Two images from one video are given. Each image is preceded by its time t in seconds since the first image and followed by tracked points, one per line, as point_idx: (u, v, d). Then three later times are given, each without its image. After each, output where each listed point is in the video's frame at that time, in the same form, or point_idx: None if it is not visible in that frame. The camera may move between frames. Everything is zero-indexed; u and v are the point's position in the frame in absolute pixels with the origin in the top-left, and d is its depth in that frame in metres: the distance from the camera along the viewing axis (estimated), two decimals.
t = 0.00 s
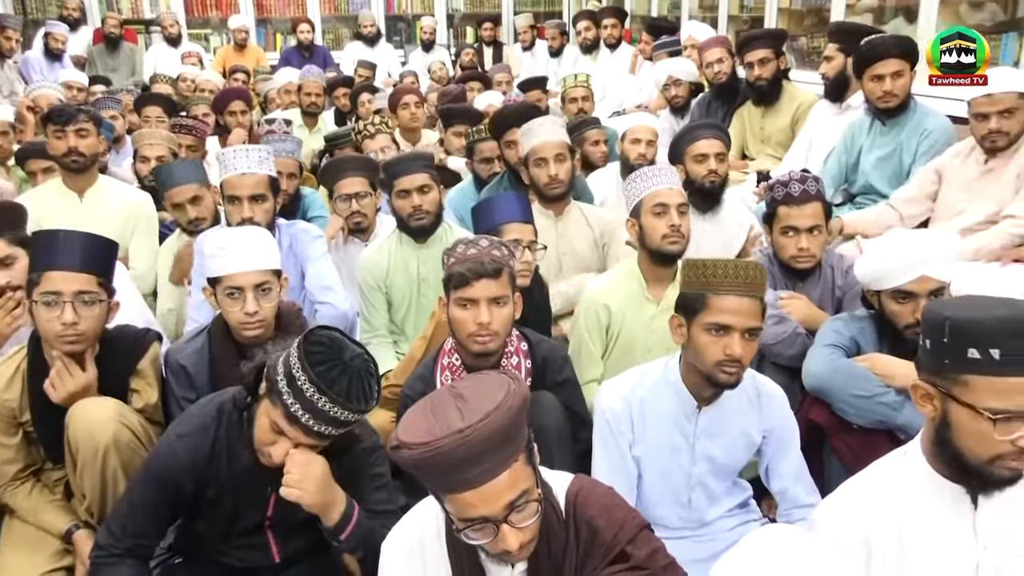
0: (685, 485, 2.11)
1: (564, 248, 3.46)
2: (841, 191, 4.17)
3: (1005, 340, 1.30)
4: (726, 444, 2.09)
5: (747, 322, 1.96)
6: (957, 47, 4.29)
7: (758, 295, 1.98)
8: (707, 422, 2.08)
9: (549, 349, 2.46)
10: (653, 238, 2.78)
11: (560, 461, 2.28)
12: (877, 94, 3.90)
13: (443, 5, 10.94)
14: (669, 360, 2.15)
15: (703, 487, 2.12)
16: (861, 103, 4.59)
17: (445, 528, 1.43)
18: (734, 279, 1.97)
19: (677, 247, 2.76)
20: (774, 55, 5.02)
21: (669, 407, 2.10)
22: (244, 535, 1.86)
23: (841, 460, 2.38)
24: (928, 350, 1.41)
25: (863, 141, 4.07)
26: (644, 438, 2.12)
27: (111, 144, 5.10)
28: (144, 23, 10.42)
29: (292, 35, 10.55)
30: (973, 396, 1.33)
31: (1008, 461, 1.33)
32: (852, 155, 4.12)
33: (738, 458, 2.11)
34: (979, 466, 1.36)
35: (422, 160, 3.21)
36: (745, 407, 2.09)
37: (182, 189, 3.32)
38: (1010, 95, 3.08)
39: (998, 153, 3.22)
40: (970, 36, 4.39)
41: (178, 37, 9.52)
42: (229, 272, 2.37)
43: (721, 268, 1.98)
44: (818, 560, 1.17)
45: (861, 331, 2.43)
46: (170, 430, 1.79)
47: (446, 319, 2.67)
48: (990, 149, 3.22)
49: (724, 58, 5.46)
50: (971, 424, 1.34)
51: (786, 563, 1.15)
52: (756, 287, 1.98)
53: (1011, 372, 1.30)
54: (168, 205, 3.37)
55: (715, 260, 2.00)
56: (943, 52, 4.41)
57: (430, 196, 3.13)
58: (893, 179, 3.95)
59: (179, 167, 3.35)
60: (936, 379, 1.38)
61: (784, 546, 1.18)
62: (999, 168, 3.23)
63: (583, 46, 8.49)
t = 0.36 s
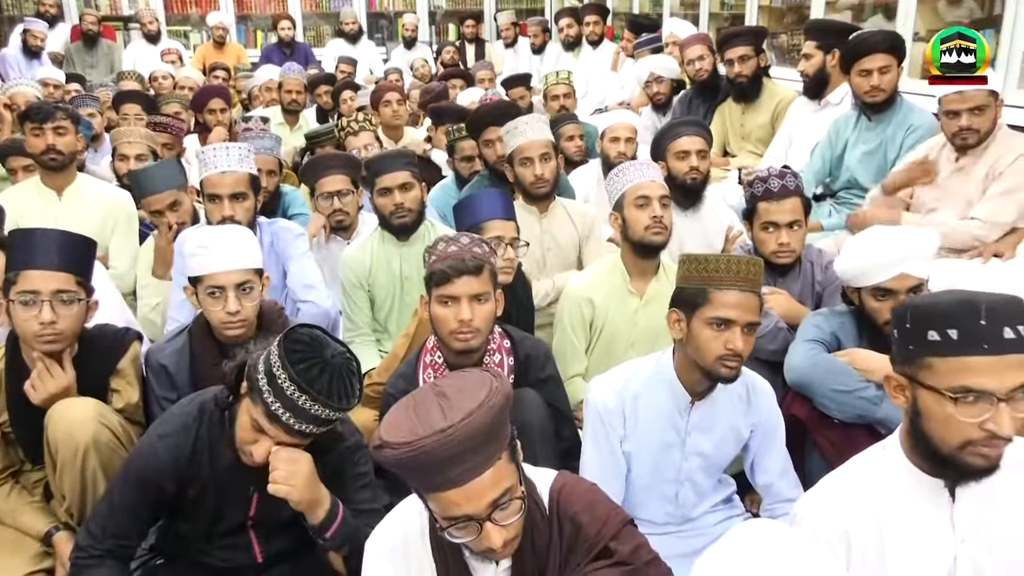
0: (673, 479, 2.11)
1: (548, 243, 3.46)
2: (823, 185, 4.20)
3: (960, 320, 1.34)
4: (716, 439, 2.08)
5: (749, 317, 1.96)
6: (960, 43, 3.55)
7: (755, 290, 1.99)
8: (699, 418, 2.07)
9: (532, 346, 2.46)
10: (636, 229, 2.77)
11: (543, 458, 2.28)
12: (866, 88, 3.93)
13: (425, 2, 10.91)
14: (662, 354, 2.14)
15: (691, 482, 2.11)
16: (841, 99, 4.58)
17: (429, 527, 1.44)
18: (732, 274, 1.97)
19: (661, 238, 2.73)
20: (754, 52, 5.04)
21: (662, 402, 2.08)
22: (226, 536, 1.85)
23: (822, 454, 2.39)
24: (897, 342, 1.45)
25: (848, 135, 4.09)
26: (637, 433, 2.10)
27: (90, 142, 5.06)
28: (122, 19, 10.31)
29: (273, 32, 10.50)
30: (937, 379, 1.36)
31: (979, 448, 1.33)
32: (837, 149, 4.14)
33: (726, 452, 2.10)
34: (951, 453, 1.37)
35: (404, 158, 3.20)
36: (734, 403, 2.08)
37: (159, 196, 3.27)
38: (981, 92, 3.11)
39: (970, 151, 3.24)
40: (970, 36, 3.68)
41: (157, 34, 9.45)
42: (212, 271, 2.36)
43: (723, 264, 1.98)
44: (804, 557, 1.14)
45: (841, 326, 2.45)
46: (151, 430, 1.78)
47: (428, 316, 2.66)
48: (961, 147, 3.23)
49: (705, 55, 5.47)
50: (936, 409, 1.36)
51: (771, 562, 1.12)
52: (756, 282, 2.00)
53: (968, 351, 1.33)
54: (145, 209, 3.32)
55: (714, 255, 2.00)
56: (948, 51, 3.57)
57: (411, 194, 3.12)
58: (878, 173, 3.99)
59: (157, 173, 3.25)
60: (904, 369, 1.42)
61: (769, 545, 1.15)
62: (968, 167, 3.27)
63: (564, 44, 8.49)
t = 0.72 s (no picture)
0: (654, 478, 2.12)
1: (531, 244, 3.47)
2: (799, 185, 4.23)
3: (896, 308, 1.44)
4: (697, 437, 2.09)
5: (727, 317, 1.97)
6: (960, 43, 3.62)
7: (736, 289, 1.99)
8: (679, 416, 2.08)
9: (513, 346, 2.46)
10: (603, 226, 2.81)
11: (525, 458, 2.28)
12: (840, 87, 3.97)
13: (404, 2, 10.89)
14: (644, 352, 2.14)
15: (672, 480, 2.12)
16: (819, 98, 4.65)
17: (410, 529, 1.43)
18: (714, 274, 1.98)
19: (627, 233, 2.78)
20: (732, 52, 5.07)
21: (643, 400, 2.08)
22: (205, 541, 1.84)
23: (802, 450, 2.39)
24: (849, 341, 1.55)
25: (824, 133, 4.12)
26: (620, 432, 2.09)
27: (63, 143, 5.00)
28: (96, 19, 10.20)
29: (251, 33, 10.44)
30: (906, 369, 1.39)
31: (932, 435, 1.39)
32: (813, 147, 4.16)
33: (706, 450, 2.12)
34: (906, 443, 1.42)
35: (371, 160, 3.17)
36: (714, 400, 2.10)
37: (134, 194, 3.25)
38: (948, 90, 3.14)
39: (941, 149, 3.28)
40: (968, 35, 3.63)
41: (132, 34, 9.36)
42: (190, 273, 2.33)
43: (705, 263, 1.99)
44: (779, 547, 1.09)
45: (819, 323, 2.47)
46: (127, 434, 1.76)
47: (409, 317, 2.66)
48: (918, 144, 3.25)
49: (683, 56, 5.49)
50: (885, 399, 1.43)
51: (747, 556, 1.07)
52: (737, 282, 2.00)
53: (907, 336, 1.42)
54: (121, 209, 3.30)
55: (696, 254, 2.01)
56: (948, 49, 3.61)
57: (379, 198, 3.12)
58: (855, 172, 4.02)
59: (131, 172, 3.25)
60: (858, 366, 1.51)
61: (748, 541, 1.10)
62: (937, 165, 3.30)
63: (542, 45, 8.49)
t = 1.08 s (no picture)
0: (631, 477, 2.12)
1: (510, 247, 3.47)
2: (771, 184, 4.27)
3: (856, 310, 1.47)
4: (672, 436, 2.10)
5: (695, 317, 1.97)
6: (962, 42, 4.11)
7: (703, 289, 2.00)
8: (654, 416, 2.09)
9: (492, 346, 2.45)
10: (569, 227, 2.86)
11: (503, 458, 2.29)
12: (809, 87, 4.00)
13: (381, 2, 10.86)
14: (618, 352, 2.16)
15: (649, 480, 2.13)
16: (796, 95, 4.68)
17: (386, 532, 1.43)
18: (680, 274, 1.99)
19: (594, 234, 2.82)
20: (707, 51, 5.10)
21: (618, 400, 2.10)
22: (182, 546, 1.82)
23: (779, 445, 2.37)
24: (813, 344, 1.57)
25: (796, 133, 4.16)
26: (595, 433, 2.10)
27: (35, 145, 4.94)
28: (68, 19, 10.07)
29: (226, 33, 10.36)
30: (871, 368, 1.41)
31: (895, 434, 1.41)
32: (786, 146, 4.20)
33: (683, 449, 2.13)
34: (870, 444, 1.44)
35: (342, 165, 3.14)
36: (689, 399, 2.11)
37: (108, 199, 3.17)
38: (905, 91, 3.17)
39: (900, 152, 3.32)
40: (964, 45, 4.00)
41: (105, 34, 9.26)
42: (165, 275, 2.31)
43: (670, 263, 2.00)
44: (750, 542, 1.10)
45: (795, 320, 2.49)
46: (101, 439, 1.75)
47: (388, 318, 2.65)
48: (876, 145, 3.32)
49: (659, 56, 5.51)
50: (850, 401, 1.45)
51: (717, 553, 1.08)
52: (703, 282, 2.00)
53: (868, 337, 1.45)
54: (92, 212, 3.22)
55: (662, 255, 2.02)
56: (948, 49, 4.18)
57: (350, 202, 3.10)
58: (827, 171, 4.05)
59: (106, 176, 3.15)
60: (822, 368, 1.52)
61: (719, 539, 1.10)
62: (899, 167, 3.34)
63: (518, 45, 8.49)
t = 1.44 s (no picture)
0: (603, 477, 2.13)
1: (481, 249, 3.48)
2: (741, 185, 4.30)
3: (830, 303, 1.49)
4: (642, 435, 2.12)
5: (659, 317, 1.98)
6: (962, 42, 4.01)
7: (667, 290, 2.01)
8: (624, 416, 2.10)
9: (466, 347, 2.44)
10: (539, 226, 2.88)
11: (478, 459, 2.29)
12: (773, 88, 4.07)
13: (354, 2, 10.82)
14: (588, 353, 2.17)
15: (621, 479, 2.14)
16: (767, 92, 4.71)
17: (358, 535, 1.42)
18: (644, 276, 1.99)
19: (564, 232, 2.85)
20: (679, 52, 5.14)
21: (589, 400, 2.10)
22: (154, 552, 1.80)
23: (752, 441, 2.39)
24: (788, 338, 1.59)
25: (762, 134, 4.20)
26: (565, 433, 2.10)
27: None
28: (33, 19, 9.91)
29: (196, 33, 10.26)
30: (847, 359, 1.45)
31: (865, 426, 1.43)
32: (753, 147, 4.24)
33: (654, 448, 2.14)
34: (843, 436, 1.46)
35: (323, 164, 3.12)
36: (659, 398, 2.12)
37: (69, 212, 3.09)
38: (856, 95, 3.24)
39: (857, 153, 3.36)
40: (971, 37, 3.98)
41: (72, 34, 9.13)
42: (135, 278, 2.28)
43: (632, 265, 2.00)
44: (723, 540, 1.11)
45: (767, 318, 2.51)
46: (69, 444, 1.73)
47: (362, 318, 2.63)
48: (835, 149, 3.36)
49: (631, 56, 5.54)
50: (823, 392, 1.47)
51: (688, 551, 1.08)
52: (668, 282, 2.01)
53: (840, 329, 1.47)
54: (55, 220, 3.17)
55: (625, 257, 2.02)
56: (949, 49, 4.08)
57: (330, 202, 3.08)
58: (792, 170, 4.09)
59: (69, 191, 3.05)
60: (796, 360, 1.54)
61: (691, 538, 1.10)
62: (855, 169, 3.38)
63: (491, 45, 8.49)
